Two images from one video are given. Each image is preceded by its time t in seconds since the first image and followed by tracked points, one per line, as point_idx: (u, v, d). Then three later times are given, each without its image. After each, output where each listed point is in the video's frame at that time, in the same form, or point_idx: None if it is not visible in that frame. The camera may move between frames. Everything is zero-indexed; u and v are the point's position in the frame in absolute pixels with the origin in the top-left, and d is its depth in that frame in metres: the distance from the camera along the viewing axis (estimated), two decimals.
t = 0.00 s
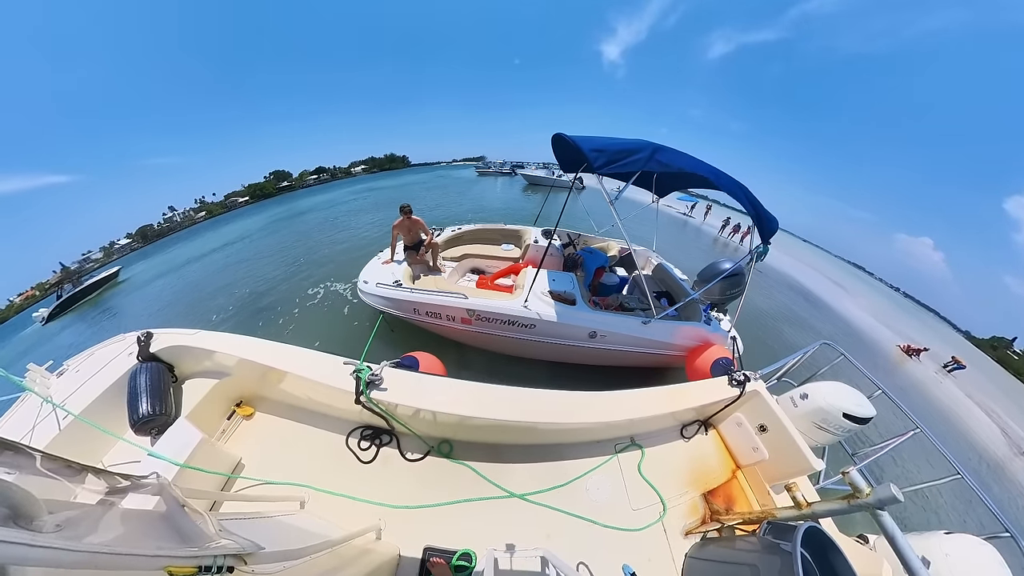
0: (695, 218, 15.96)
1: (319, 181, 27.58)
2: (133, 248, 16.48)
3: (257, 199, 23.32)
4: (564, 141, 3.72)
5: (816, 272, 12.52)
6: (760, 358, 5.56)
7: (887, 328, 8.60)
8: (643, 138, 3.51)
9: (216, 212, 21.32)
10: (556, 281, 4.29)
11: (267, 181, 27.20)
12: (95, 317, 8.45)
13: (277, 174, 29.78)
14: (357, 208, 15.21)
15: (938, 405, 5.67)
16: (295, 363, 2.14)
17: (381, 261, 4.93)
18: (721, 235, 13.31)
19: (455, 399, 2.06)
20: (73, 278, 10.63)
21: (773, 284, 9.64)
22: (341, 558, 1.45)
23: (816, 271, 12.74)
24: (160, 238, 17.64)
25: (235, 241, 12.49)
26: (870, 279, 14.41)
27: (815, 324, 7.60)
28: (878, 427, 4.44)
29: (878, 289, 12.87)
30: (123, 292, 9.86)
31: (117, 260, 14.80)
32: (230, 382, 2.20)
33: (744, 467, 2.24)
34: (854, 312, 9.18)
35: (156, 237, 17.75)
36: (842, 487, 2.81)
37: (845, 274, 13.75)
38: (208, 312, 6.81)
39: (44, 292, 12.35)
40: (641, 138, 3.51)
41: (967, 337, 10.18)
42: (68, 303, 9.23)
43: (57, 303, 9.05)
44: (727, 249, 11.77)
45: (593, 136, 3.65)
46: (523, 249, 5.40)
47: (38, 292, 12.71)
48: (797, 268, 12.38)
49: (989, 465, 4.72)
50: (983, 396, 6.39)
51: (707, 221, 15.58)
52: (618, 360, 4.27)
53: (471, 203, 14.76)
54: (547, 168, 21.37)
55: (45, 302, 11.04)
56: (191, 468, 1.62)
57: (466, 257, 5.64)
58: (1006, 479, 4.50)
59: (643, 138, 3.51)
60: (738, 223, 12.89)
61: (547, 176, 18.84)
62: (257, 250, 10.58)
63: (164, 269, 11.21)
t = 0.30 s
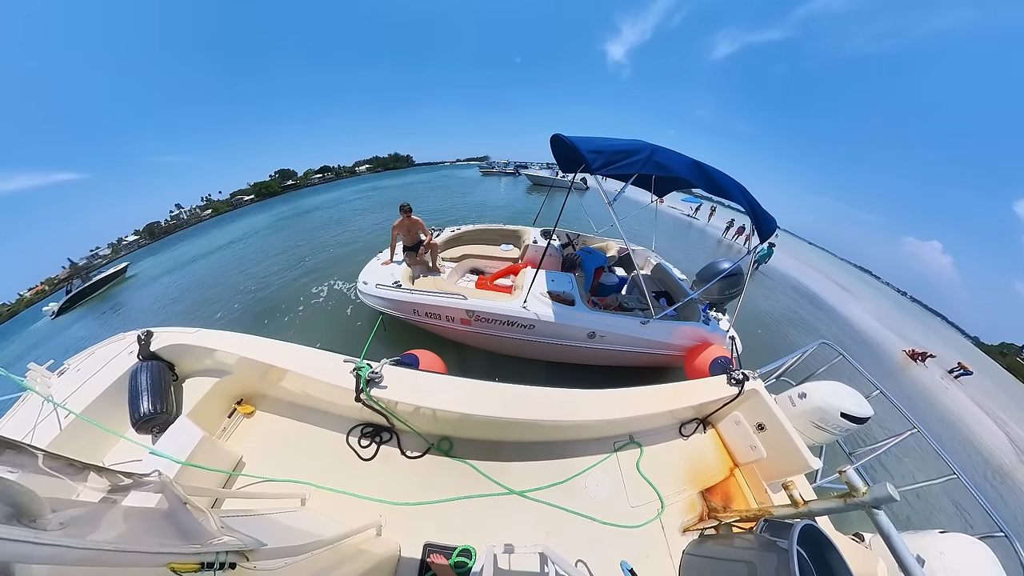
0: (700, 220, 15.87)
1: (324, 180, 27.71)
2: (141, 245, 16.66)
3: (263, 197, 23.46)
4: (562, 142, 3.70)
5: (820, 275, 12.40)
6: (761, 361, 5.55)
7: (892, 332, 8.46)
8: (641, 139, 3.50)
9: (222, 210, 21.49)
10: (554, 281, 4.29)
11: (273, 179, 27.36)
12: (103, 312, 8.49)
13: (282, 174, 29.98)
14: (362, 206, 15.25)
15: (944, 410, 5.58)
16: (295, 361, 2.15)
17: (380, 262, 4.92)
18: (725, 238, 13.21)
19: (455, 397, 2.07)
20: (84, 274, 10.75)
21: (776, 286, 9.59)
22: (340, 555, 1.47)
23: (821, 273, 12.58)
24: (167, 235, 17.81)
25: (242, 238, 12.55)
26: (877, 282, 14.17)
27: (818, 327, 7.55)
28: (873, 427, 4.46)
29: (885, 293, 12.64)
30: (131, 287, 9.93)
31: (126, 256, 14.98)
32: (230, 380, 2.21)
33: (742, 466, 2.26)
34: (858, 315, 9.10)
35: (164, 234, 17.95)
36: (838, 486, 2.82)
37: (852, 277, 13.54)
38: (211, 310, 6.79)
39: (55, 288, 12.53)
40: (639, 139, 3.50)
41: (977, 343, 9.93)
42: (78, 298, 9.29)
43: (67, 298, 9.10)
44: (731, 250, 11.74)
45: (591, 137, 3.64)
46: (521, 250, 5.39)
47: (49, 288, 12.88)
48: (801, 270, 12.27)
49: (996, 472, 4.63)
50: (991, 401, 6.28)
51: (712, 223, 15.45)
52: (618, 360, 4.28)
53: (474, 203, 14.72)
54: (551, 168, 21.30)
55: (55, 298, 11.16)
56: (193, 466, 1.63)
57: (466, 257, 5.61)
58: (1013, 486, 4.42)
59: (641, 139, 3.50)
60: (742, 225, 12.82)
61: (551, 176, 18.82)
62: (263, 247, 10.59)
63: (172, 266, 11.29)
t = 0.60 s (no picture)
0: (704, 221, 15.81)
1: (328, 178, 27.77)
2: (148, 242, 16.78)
3: (268, 195, 23.55)
4: (560, 143, 3.67)
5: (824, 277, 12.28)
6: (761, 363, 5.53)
7: (895, 336, 8.31)
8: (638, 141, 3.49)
9: (227, 208, 21.57)
10: (553, 282, 4.31)
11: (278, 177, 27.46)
12: (110, 308, 8.52)
13: (287, 171, 30.05)
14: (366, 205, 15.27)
15: (950, 416, 5.46)
16: (295, 359, 2.15)
17: (379, 264, 4.91)
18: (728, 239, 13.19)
19: (454, 395, 2.07)
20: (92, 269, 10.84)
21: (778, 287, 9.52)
22: (341, 551, 1.48)
23: (825, 276, 12.43)
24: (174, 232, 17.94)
25: (248, 236, 12.60)
26: (884, 287, 13.96)
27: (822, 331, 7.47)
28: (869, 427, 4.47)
29: (892, 298, 12.42)
30: (139, 283, 9.99)
31: (134, 253, 15.11)
32: (230, 379, 2.21)
33: (740, 463, 2.28)
34: (862, 318, 8.99)
35: (170, 231, 18.09)
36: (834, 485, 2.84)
37: (857, 281, 13.35)
38: (215, 308, 6.77)
39: (64, 282, 12.65)
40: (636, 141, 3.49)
41: (985, 350, 9.71)
42: (87, 293, 9.34)
43: (76, 292, 9.15)
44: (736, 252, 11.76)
45: (589, 138, 3.62)
46: (520, 250, 5.38)
47: (57, 283, 13.00)
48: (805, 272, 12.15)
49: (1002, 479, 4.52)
50: (998, 407, 6.15)
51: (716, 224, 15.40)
52: (616, 360, 4.29)
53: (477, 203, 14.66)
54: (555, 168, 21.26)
55: (63, 292, 11.26)
56: (194, 464, 1.64)
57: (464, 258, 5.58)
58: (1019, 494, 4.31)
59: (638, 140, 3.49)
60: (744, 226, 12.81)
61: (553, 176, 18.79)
62: (269, 245, 10.62)
63: (179, 262, 11.35)
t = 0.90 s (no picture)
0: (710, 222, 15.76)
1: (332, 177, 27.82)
2: (154, 239, 16.91)
3: (272, 193, 23.64)
4: (557, 145, 3.65)
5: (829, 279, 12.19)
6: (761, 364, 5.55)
7: (900, 341, 8.24)
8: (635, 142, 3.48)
9: (232, 206, 21.68)
10: (551, 284, 4.32)
11: (283, 176, 27.55)
12: (118, 303, 8.57)
13: (297, 171, 30.26)
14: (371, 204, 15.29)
15: (955, 422, 5.42)
16: (294, 359, 2.15)
17: (378, 267, 4.91)
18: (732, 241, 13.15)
19: (454, 394, 2.08)
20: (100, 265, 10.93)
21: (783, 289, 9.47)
22: (341, 551, 1.49)
23: (829, 279, 12.32)
24: (180, 229, 18.08)
25: (253, 233, 12.62)
26: (890, 290, 13.83)
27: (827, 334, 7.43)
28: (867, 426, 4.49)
29: (898, 301, 12.29)
30: (146, 279, 10.05)
31: (141, 250, 15.23)
32: (230, 379, 2.21)
33: (739, 462, 2.28)
34: (867, 322, 8.92)
35: (176, 228, 18.24)
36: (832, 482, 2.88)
37: (863, 284, 13.21)
38: (218, 306, 6.77)
39: (72, 278, 12.79)
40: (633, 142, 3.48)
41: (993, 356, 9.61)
42: (95, 288, 9.41)
43: (84, 288, 9.21)
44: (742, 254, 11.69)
45: (587, 139, 3.61)
46: (519, 252, 5.37)
47: (66, 278, 13.14)
48: (810, 274, 12.06)
49: (1008, 487, 4.47)
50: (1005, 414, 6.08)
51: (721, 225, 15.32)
52: (616, 361, 4.30)
53: (481, 203, 14.62)
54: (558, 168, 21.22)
55: (72, 287, 11.37)
56: (195, 463, 1.65)
57: (462, 260, 5.57)
58: None
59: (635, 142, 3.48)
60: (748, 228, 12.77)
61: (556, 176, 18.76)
62: (274, 242, 10.63)
63: (185, 259, 11.39)
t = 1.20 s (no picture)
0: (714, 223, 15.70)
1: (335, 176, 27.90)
2: (161, 237, 17.08)
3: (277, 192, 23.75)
4: (555, 145, 3.62)
5: (833, 282, 12.11)
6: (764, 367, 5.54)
7: (905, 345, 8.18)
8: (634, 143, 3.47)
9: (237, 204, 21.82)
10: (550, 285, 4.33)
11: (287, 175, 27.68)
12: (125, 298, 8.64)
13: (300, 170, 30.42)
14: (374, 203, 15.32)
15: (962, 429, 5.38)
16: (294, 359, 2.15)
17: (375, 268, 4.90)
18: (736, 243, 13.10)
19: (453, 394, 2.08)
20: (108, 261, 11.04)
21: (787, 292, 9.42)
22: (341, 551, 1.49)
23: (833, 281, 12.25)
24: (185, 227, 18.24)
25: (258, 231, 12.67)
26: (896, 293, 13.74)
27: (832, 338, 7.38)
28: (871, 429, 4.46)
29: (903, 304, 12.19)
30: (153, 275, 10.14)
31: (148, 247, 15.39)
32: (230, 379, 2.21)
33: (739, 462, 2.29)
34: (872, 326, 8.87)
35: (183, 226, 18.42)
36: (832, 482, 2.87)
37: (868, 287, 13.10)
38: (221, 303, 6.78)
39: (80, 275, 12.93)
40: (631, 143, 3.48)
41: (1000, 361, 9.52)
42: (102, 284, 9.50)
43: (92, 283, 9.31)
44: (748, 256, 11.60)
45: (585, 140, 3.61)
46: (517, 252, 5.37)
47: (74, 274, 13.32)
48: (814, 276, 11.99)
49: (1014, 495, 4.44)
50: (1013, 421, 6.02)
51: (726, 226, 15.25)
52: (615, 361, 4.30)
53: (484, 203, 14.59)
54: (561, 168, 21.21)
55: (79, 283, 11.49)
56: (195, 463, 1.65)
57: (460, 261, 5.58)
58: None
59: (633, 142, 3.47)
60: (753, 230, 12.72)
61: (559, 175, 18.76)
62: (279, 240, 10.67)
63: (191, 256, 11.47)
